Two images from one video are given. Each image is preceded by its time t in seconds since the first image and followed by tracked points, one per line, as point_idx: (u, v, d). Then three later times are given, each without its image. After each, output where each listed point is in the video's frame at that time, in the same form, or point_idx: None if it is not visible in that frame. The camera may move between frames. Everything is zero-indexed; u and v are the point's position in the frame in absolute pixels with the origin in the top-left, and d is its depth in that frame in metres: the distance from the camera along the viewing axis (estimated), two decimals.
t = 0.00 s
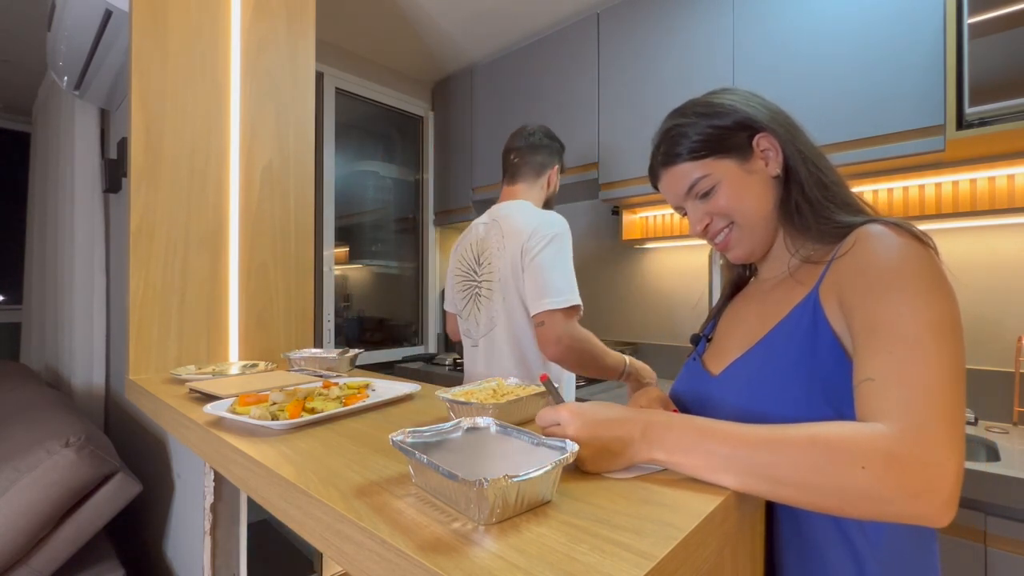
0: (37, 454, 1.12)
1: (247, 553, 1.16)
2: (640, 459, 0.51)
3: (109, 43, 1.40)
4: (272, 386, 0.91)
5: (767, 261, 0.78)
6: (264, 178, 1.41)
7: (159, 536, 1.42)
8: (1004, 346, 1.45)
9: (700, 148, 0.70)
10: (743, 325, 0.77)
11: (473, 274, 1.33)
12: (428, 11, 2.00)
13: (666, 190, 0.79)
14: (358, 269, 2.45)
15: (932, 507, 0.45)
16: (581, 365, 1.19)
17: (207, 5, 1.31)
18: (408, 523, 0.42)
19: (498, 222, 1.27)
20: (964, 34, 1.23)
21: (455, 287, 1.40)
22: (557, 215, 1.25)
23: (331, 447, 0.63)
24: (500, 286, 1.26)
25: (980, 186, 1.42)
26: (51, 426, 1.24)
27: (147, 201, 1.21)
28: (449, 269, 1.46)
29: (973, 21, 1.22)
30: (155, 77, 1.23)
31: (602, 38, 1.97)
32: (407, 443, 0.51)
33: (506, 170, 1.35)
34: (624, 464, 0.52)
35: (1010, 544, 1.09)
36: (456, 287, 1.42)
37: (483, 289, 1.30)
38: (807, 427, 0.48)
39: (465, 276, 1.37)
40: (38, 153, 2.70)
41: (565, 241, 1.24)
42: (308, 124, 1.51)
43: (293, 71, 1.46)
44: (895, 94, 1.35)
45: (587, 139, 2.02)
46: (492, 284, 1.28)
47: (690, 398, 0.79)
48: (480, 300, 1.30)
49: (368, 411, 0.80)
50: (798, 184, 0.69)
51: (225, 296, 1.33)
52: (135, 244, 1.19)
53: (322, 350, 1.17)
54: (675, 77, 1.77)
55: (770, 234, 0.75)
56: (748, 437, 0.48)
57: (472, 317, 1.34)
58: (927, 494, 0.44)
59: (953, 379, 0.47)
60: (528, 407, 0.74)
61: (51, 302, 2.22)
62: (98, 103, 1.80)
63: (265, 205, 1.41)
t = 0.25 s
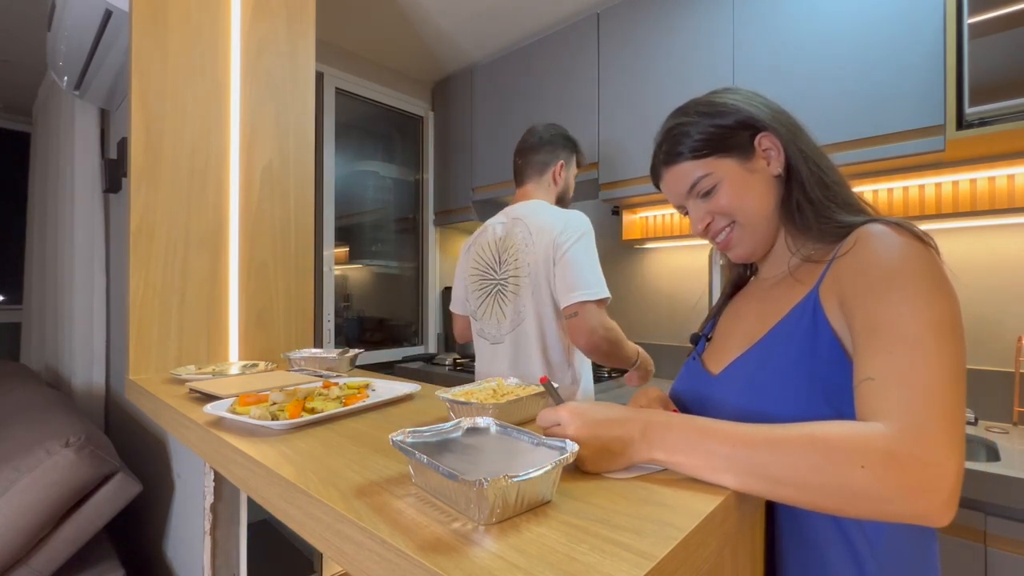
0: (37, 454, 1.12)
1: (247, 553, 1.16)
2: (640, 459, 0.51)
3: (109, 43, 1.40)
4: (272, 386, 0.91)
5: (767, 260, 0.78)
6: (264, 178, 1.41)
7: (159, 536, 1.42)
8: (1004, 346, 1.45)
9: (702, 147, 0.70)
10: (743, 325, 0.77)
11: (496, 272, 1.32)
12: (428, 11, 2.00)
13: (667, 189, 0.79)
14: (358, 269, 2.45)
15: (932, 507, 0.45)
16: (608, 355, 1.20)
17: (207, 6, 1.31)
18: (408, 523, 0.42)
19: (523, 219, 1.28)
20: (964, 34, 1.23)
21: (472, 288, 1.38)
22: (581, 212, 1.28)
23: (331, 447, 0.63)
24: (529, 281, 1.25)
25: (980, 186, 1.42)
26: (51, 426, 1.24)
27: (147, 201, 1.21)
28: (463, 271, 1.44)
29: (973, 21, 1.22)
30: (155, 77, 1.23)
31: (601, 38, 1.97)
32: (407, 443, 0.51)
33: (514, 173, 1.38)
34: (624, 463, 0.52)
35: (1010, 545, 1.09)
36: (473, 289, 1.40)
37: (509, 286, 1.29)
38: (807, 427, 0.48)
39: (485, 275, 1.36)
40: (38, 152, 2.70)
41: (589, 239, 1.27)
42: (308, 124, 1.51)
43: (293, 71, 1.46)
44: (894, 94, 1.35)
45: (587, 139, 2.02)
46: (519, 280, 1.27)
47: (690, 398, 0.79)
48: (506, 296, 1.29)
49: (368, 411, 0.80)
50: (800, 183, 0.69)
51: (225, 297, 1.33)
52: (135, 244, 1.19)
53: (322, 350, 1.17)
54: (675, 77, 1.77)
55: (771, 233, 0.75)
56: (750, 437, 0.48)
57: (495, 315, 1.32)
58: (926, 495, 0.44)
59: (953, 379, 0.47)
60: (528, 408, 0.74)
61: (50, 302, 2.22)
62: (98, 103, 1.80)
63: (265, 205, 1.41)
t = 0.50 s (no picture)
0: (37, 454, 1.12)
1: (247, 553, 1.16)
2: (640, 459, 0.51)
3: (109, 43, 1.40)
4: (272, 386, 0.91)
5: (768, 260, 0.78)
6: (264, 178, 1.41)
7: (159, 536, 1.42)
8: (1004, 346, 1.45)
9: (703, 146, 0.70)
10: (743, 326, 0.77)
11: (523, 272, 1.31)
12: (428, 11, 2.00)
13: (669, 189, 0.79)
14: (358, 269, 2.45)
15: (932, 508, 0.45)
16: (637, 359, 1.20)
17: (207, 6, 1.31)
18: (408, 523, 0.42)
19: (553, 219, 1.27)
20: (964, 34, 1.23)
21: (497, 287, 1.36)
22: (612, 214, 1.28)
23: (331, 447, 0.63)
24: (557, 282, 1.24)
25: (980, 186, 1.42)
26: (51, 426, 1.24)
27: (147, 202, 1.21)
28: (487, 271, 1.42)
29: (973, 21, 1.22)
30: (155, 77, 1.23)
31: (601, 38, 1.97)
32: (407, 443, 0.51)
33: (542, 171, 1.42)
34: (624, 463, 0.52)
35: (1010, 545, 1.09)
36: (497, 289, 1.38)
37: (536, 287, 1.28)
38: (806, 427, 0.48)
39: (511, 275, 1.34)
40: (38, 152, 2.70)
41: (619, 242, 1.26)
42: (308, 124, 1.51)
43: (292, 71, 1.46)
44: (894, 94, 1.35)
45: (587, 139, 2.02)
46: (546, 280, 1.26)
47: (690, 398, 0.79)
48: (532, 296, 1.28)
49: (368, 411, 0.80)
50: (801, 183, 0.69)
51: (225, 297, 1.33)
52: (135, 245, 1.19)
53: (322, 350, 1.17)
54: (675, 77, 1.77)
55: (772, 233, 0.75)
56: (750, 437, 0.48)
57: (521, 316, 1.31)
58: (926, 496, 0.44)
59: (954, 379, 0.47)
60: (528, 408, 0.74)
61: (50, 302, 2.22)
62: (98, 103, 1.80)
63: (265, 205, 1.41)
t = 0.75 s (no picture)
0: (37, 454, 1.12)
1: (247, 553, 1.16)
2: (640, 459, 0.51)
3: (109, 43, 1.40)
4: (272, 386, 0.91)
5: (769, 260, 0.78)
6: (264, 178, 1.41)
7: (159, 536, 1.42)
8: (1004, 346, 1.45)
9: (703, 146, 0.70)
10: (744, 326, 0.76)
11: (574, 271, 1.26)
12: (428, 11, 2.00)
13: (669, 189, 0.79)
14: (358, 269, 2.45)
15: (932, 508, 0.44)
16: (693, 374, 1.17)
17: (207, 6, 1.31)
18: (408, 524, 0.42)
19: (610, 217, 1.21)
20: (964, 34, 1.23)
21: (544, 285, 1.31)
22: (676, 214, 1.22)
23: (331, 447, 0.63)
24: (616, 284, 1.19)
25: (980, 186, 1.43)
26: (51, 426, 1.24)
27: (147, 202, 1.21)
28: (532, 267, 1.37)
29: (973, 21, 1.22)
30: (155, 77, 1.23)
31: (601, 38, 1.97)
32: (407, 443, 0.51)
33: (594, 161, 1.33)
34: (624, 463, 0.52)
35: (1010, 545, 1.09)
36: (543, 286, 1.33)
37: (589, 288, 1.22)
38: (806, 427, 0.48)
39: (560, 275, 1.29)
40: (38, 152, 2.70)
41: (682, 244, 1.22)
42: (308, 124, 1.51)
43: (292, 71, 1.46)
44: (894, 94, 1.35)
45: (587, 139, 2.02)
46: (602, 282, 1.21)
47: (690, 398, 0.79)
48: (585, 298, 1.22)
49: (368, 411, 0.80)
50: (802, 183, 0.69)
51: (225, 297, 1.33)
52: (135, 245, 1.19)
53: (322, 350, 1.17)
54: (675, 77, 1.77)
55: (773, 233, 0.75)
56: (750, 437, 0.48)
57: (570, 317, 1.26)
58: (926, 496, 0.44)
59: (953, 379, 0.47)
60: (528, 407, 0.74)
61: (50, 302, 2.22)
62: (98, 103, 1.81)
63: (265, 205, 1.41)
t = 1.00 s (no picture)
0: (37, 454, 1.12)
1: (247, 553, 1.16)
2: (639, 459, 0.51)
3: (109, 43, 1.40)
4: (272, 386, 0.91)
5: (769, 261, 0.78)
6: (264, 178, 1.41)
7: (158, 537, 1.42)
8: (1004, 346, 1.45)
9: (704, 146, 0.70)
10: (744, 326, 0.76)
11: (624, 263, 1.11)
12: (428, 11, 2.00)
13: (669, 188, 0.79)
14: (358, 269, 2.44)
15: (929, 507, 0.44)
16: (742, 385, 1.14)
17: (207, 6, 1.31)
18: (408, 524, 0.42)
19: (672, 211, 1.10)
20: (964, 34, 1.23)
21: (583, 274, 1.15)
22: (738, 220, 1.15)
23: (331, 447, 0.62)
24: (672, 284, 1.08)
25: (980, 186, 1.43)
26: (51, 426, 1.24)
27: (148, 202, 1.21)
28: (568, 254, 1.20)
29: (973, 21, 1.22)
30: (156, 77, 1.23)
31: (601, 38, 1.97)
32: (407, 443, 0.51)
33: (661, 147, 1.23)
34: (624, 463, 0.52)
35: (1010, 545, 1.09)
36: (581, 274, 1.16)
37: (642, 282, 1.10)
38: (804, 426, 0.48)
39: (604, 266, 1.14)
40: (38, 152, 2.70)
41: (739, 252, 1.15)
42: (308, 124, 1.51)
43: (292, 71, 1.46)
44: (894, 94, 1.35)
45: (586, 139, 2.02)
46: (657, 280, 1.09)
47: (691, 398, 0.79)
48: (637, 295, 1.10)
49: (368, 411, 0.80)
50: (802, 183, 0.70)
51: (225, 298, 1.33)
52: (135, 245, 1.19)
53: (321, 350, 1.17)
54: (675, 77, 1.77)
55: (773, 233, 0.75)
56: (750, 437, 0.48)
57: (616, 313, 1.12)
58: (925, 496, 0.44)
59: (953, 379, 0.47)
60: (528, 408, 0.74)
61: (50, 302, 2.22)
62: (97, 103, 1.81)
63: (265, 205, 1.41)
